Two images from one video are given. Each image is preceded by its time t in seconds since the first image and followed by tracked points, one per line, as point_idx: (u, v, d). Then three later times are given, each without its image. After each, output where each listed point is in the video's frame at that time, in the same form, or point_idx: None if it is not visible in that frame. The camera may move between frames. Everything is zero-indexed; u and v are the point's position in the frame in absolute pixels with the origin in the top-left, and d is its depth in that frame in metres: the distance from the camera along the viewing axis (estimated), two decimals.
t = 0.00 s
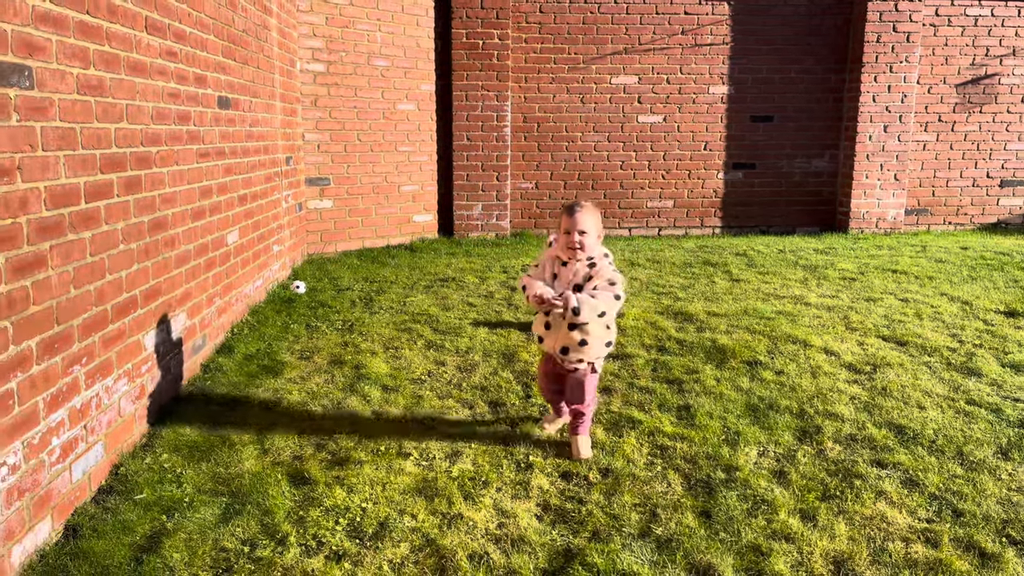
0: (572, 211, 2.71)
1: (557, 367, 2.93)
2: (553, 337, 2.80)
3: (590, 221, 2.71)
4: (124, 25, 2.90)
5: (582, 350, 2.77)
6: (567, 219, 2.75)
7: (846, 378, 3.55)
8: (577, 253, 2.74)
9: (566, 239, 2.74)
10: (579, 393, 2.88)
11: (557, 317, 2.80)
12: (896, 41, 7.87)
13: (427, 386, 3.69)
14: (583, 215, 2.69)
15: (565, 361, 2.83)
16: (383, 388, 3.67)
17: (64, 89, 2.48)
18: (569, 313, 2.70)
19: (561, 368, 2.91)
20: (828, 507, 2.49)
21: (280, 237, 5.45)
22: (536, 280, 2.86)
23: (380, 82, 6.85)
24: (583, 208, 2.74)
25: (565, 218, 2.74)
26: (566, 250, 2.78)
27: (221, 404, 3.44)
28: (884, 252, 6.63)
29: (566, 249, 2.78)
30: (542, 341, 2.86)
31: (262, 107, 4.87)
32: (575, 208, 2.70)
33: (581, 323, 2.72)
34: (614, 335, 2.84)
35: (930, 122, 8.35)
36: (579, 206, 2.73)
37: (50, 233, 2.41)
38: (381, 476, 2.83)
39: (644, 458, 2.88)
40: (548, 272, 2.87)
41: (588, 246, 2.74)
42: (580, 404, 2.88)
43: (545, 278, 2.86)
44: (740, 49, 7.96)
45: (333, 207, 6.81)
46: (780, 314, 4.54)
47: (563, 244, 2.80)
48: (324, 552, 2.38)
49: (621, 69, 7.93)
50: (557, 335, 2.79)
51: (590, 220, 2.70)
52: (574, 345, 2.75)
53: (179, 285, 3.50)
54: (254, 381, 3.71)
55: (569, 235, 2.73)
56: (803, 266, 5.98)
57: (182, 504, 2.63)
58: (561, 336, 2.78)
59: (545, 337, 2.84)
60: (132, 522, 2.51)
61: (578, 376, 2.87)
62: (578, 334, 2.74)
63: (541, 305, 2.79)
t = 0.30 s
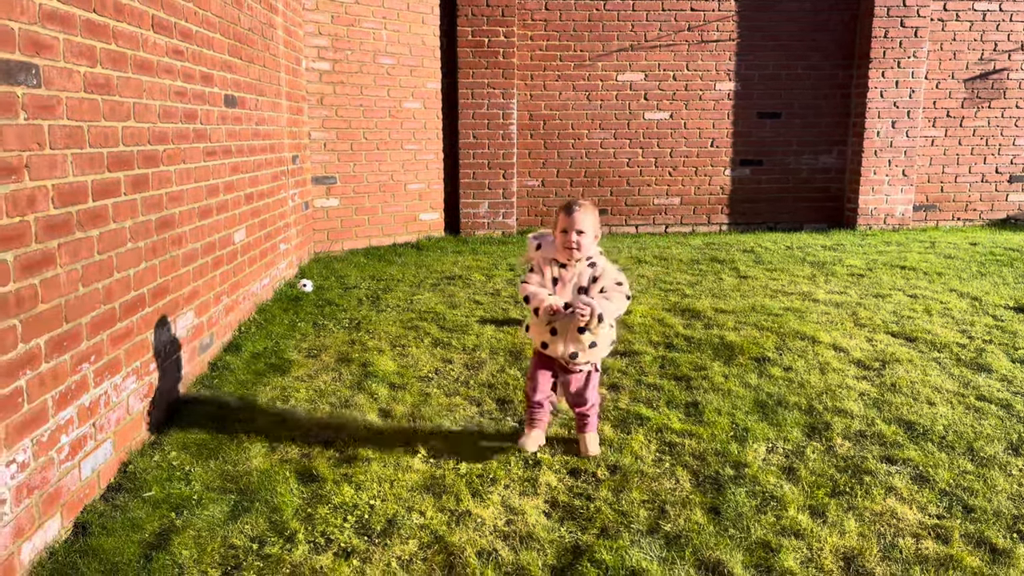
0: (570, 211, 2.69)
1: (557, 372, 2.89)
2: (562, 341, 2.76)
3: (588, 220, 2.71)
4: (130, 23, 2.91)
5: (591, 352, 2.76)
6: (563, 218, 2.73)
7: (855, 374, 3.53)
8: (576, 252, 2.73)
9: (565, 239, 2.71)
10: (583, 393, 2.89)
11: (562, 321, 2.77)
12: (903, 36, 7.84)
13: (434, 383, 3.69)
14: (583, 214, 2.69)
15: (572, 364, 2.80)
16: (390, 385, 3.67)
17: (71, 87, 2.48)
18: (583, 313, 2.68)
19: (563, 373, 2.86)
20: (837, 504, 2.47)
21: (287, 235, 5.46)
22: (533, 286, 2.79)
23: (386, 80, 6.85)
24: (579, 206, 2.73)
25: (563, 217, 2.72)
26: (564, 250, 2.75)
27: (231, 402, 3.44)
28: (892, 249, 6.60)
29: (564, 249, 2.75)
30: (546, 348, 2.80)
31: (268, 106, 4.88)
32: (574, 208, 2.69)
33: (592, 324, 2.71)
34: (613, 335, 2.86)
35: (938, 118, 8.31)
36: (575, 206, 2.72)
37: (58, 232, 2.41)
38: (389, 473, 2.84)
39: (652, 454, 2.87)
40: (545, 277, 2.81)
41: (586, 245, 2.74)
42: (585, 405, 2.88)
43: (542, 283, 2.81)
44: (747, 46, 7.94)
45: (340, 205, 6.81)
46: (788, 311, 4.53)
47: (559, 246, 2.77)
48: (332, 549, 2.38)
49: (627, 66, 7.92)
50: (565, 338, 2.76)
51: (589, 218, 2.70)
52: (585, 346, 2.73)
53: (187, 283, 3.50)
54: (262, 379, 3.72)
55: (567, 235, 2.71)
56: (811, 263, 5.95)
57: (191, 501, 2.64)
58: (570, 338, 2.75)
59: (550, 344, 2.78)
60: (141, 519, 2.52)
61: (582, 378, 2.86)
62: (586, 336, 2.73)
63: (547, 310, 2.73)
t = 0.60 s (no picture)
0: (538, 215, 2.61)
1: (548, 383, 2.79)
2: (547, 347, 2.70)
3: (558, 222, 2.62)
4: (140, 23, 2.92)
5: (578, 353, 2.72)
6: (532, 222, 2.64)
7: (864, 369, 3.53)
8: (549, 255, 2.65)
9: (538, 243, 2.63)
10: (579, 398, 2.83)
11: (544, 327, 2.71)
12: (909, 31, 7.83)
13: (443, 380, 3.71)
14: (553, 217, 2.60)
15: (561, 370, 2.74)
16: (400, 382, 3.69)
17: (83, 87, 2.50)
18: (569, 318, 2.61)
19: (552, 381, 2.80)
20: (848, 498, 2.48)
21: (294, 234, 5.47)
22: (509, 295, 2.69)
23: (392, 78, 6.86)
24: (548, 208, 2.64)
25: (532, 221, 2.64)
26: (537, 255, 2.67)
27: (241, 400, 3.46)
28: (899, 244, 6.60)
29: (537, 254, 2.66)
30: (531, 358, 2.73)
31: (275, 105, 4.89)
32: (543, 211, 2.60)
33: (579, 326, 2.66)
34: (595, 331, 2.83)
35: (944, 112, 8.29)
36: (543, 209, 2.63)
37: (71, 231, 2.43)
38: (400, 470, 2.85)
39: (662, 450, 2.88)
40: (520, 285, 2.71)
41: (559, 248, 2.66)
42: (585, 410, 2.84)
43: (518, 292, 2.71)
44: (752, 42, 7.93)
45: (346, 204, 6.82)
46: (796, 307, 4.53)
47: (530, 251, 2.68)
48: (344, 545, 2.40)
49: (632, 63, 7.92)
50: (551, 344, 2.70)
51: (560, 221, 2.62)
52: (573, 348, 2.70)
53: (196, 282, 3.52)
54: (272, 377, 3.73)
55: (537, 239, 2.63)
56: (818, 259, 5.95)
57: (204, 498, 2.65)
58: (556, 344, 2.69)
59: (536, 353, 2.71)
60: (155, 517, 2.53)
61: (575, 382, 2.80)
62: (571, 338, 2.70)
63: (529, 321, 2.65)
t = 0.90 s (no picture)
0: (532, 214, 2.57)
1: (548, 382, 2.73)
2: (546, 349, 2.63)
3: (553, 222, 2.58)
4: (153, 23, 2.93)
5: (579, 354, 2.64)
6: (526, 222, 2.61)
7: (874, 364, 3.55)
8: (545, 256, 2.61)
9: (533, 244, 2.59)
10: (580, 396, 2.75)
11: (542, 328, 2.64)
12: (915, 27, 7.83)
13: (454, 377, 3.73)
14: (548, 217, 2.56)
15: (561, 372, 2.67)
16: (410, 379, 3.71)
17: (98, 86, 2.51)
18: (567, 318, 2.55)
19: (553, 381, 2.73)
20: (860, 493, 2.50)
21: (302, 232, 5.49)
22: (505, 297, 2.66)
23: (398, 76, 6.88)
24: (541, 207, 2.61)
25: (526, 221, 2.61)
26: (532, 255, 2.63)
27: (254, 398, 3.47)
28: (905, 240, 6.61)
29: (533, 255, 2.62)
30: (530, 360, 2.66)
31: (284, 103, 4.91)
32: (538, 210, 2.56)
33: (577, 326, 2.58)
34: (598, 332, 2.74)
35: (950, 108, 8.29)
36: (537, 209, 2.60)
37: (89, 229, 2.45)
38: (413, 466, 2.87)
39: (674, 446, 2.90)
40: (516, 286, 2.68)
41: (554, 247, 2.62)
42: (585, 410, 2.74)
43: (514, 293, 2.67)
44: (757, 38, 7.94)
45: (353, 202, 6.83)
46: (804, 303, 4.54)
47: (526, 252, 2.64)
48: (361, 541, 2.42)
49: (638, 60, 7.93)
50: (549, 345, 2.63)
51: (555, 220, 2.58)
52: (572, 349, 2.61)
53: (208, 280, 3.54)
54: (284, 374, 3.75)
55: (533, 239, 2.59)
56: (824, 255, 5.96)
57: (220, 495, 2.67)
58: (555, 345, 2.62)
59: (534, 355, 2.64)
60: (172, 513, 2.55)
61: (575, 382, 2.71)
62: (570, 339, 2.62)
63: (525, 322, 2.60)
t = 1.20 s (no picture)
0: (548, 222, 2.44)
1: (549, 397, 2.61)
2: (546, 362, 2.52)
3: (570, 232, 2.45)
4: (167, 23, 2.96)
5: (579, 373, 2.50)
6: (542, 229, 2.47)
7: (883, 362, 3.56)
8: (558, 267, 2.47)
9: (544, 254, 2.45)
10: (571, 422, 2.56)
11: (544, 340, 2.53)
12: (921, 25, 7.84)
13: (465, 374, 3.75)
14: (564, 227, 2.42)
15: (559, 390, 2.54)
16: (422, 377, 3.73)
17: (115, 87, 2.54)
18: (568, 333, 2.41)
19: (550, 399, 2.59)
20: (872, 489, 2.52)
21: (311, 231, 5.51)
22: (512, 303, 2.55)
23: (405, 75, 6.89)
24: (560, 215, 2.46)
25: (542, 228, 2.47)
26: (544, 264, 2.49)
27: (267, 396, 3.50)
28: (912, 238, 6.61)
29: (545, 263, 2.49)
30: (529, 370, 2.57)
31: (293, 103, 4.93)
32: (555, 219, 2.42)
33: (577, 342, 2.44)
34: (606, 351, 2.58)
35: (956, 106, 8.29)
36: (555, 217, 2.45)
37: (106, 228, 2.47)
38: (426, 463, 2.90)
39: (684, 443, 2.92)
40: (525, 293, 2.56)
41: (568, 259, 2.47)
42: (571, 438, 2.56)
43: (523, 300, 2.56)
44: (763, 37, 7.94)
45: (361, 201, 6.85)
46: (813, 301, 4.55)
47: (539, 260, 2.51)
48: (376, 536, 2.45)
49: (644, 59, 7.94)
50: (549, 358, 2.52)
51: (571, 231, 2.44)
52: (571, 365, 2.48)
53: (221, 279, 3.56)
54: (295, 372, 3.78)
55: (547, 250, 2.45)
56: (832, 253, 5.97)
57: (235, 491, 2.70)
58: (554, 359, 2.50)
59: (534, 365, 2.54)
60: (189, 509, 2.58)
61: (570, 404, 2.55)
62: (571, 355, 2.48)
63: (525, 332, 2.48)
